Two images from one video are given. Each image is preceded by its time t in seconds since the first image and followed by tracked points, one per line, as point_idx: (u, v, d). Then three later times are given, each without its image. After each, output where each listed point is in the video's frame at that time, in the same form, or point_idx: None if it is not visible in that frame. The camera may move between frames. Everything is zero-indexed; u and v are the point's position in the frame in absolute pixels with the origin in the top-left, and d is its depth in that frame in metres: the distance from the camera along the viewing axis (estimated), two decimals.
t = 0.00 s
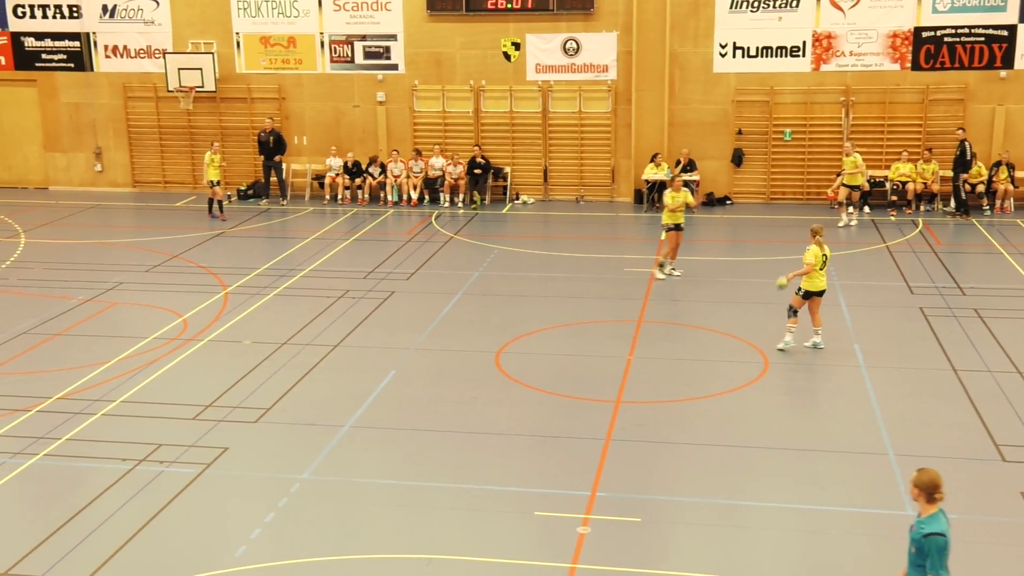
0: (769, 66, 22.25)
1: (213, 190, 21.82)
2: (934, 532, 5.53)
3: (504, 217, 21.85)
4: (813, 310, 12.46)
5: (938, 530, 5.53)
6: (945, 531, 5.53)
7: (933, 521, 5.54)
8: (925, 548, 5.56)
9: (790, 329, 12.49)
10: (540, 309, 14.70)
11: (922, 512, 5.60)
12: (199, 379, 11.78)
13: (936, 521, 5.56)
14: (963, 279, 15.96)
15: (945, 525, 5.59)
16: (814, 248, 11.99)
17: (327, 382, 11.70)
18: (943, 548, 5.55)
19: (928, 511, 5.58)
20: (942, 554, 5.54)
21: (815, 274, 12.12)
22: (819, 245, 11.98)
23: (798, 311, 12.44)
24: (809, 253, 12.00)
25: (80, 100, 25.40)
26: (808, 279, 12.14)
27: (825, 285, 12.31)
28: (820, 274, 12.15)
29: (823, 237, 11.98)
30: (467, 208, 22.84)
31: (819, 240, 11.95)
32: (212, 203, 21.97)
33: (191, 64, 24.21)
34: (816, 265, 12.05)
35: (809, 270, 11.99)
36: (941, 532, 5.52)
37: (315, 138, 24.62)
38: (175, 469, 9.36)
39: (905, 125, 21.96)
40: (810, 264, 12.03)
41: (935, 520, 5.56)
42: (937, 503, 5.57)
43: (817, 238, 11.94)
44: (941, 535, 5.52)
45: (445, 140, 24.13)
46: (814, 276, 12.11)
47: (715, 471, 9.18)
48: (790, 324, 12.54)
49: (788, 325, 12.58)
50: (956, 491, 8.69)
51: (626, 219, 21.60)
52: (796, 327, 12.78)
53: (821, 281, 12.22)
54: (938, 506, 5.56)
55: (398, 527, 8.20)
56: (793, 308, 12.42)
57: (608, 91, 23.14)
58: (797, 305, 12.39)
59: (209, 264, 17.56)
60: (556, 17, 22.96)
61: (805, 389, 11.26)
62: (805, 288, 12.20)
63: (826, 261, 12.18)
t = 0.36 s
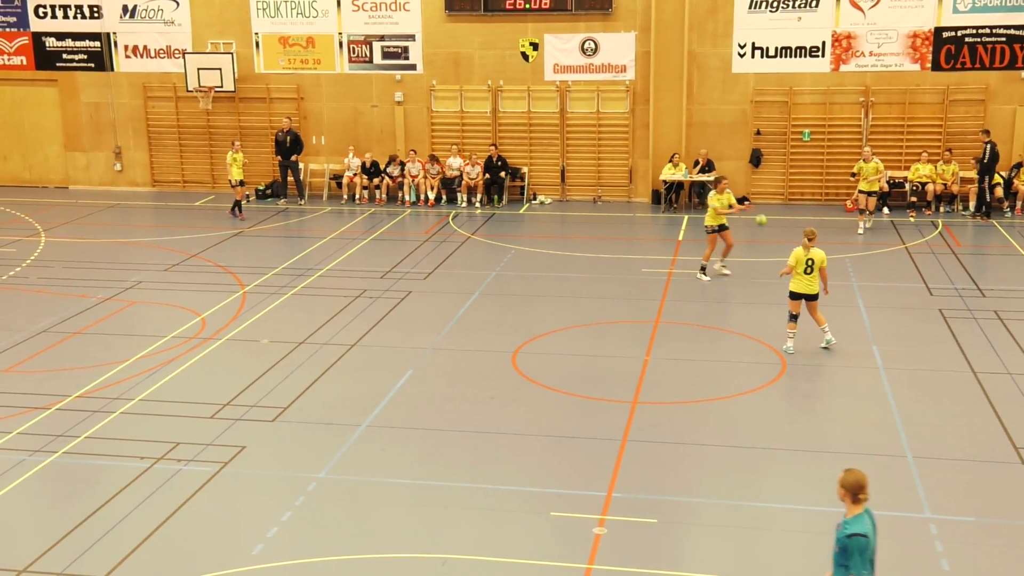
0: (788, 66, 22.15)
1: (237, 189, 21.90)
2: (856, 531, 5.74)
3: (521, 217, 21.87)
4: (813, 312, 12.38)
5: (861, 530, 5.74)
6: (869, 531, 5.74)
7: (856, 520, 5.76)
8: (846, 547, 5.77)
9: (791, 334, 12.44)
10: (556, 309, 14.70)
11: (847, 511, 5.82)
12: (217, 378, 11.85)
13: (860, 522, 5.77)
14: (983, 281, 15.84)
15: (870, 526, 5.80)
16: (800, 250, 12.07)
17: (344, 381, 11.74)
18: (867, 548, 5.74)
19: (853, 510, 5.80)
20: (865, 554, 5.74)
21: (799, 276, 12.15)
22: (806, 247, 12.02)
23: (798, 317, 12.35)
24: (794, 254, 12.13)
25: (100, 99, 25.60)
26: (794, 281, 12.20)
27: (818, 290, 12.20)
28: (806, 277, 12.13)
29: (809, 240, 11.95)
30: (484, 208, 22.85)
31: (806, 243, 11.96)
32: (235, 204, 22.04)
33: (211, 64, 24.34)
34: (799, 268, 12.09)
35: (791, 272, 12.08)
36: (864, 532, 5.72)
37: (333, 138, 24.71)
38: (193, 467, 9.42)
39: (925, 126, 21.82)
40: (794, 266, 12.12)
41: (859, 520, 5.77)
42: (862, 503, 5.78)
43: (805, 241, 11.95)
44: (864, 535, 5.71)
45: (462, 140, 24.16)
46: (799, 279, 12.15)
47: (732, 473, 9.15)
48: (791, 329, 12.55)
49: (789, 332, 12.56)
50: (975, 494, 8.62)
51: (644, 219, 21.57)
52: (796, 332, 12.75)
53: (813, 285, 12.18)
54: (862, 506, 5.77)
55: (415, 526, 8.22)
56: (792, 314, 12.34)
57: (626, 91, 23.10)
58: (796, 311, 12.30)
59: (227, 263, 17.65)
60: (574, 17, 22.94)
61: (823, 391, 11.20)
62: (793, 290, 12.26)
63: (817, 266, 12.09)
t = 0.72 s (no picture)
0: (793, 67, 22.13)
1: (244, 190, 21.99)
2: (773, 521, 5.57)
3: (525, 218, 21.88)
4: (810, 314, 12.35)
5: (778, 521, 5.57)
6: (787, 524, 5.56)
7: (775, 511, 5.60)
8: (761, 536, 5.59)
9: (794, 335, 12.45)
10: (560, 310, 14.69)
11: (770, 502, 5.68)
12: (220, 378, 11.85)
13: (780, 514, 5.61)
14: (987, 282, 15.81)
15: (791, 522, 5.62)
16: (790, 250, 12.03)
17: (347, 382, 11.75)
18: (782, 541, 5.54)
19: (777, 503, 5.65)
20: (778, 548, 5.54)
21: (790, 276, 12.15)
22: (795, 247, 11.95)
23: (798, 318, 12.33)
24: (784, 254, 12.13)
25: (104, 100, 25.64)
26: (788, 281, 12.20)
27: (813, 289, 12.11)
28: (797, 277, 12.09)
29: (798, 241, 11.86)
30: (488, 209, 22.85)
31: (796, 243, 11.90)
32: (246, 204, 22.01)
33: (215, 65, 24.33)
34: (789, 268, 12.08)
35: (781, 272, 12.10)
36: (780, 523, 5.54)
37: (336, 139, 24.73)
38: (196, 467, 9.43)
39: (929, 127, 21.81)
40: (785, 265, 12.14)
41: (779, 513, 5.62)
42: (785, 496, 5.63)
43: (796, 241, 11.88)
44: (780, 527, 5.54)
45: (466, 141, 24.17)
46: (791, 279, 12.15)
47: (735, 474, 9.14)
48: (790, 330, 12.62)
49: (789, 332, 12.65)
50: (980, 495, 8.60)
51: (647, 221, 21.57)
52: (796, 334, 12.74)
53: (805, 285, 12.09)
54: (784, 500, 5.62)
55: (417, 527, 8.22)
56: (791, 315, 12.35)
57: (630, 91, 23.10)
58: (795, 312, 12.31)
59: (231, 264, 17.66)
60: (578, 17, 22.93)
61: (827, 392, 11.19)
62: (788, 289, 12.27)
63: (810, 266, 11.95)
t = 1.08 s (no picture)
0: (794, 68, 22.12)
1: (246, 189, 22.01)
2: (702, 512, 5.70)
3: (526, 219, 21.89)
4: (810, 316, 12.28)
5: (707, 510, 5.70)
6: (713, 511, 5.71)
7: (703, 501, 5.72)
8: (694, 528, 5.72)
9: (795, 336, 12.44)
10: (560, 311, 14.71)
11: (695, 493, 5.78)
12: (221, 379, 11.85)
13: (707, 502, 5.74)
14: (987, 282, 15.81)
15: (717, 506, 5.77)
16: (789, 251, 12.04)
17: (348, 382, 11.75)
18: (713, 527, 5.71)
19: (700, 492, 5.76)
20: (711, 534, 5.70)
21: (789, 276, 12.14)
22: (794, 248, 11.96)
23: (798, 318, 12.30)
24: (784, 255, 12.14)
25: (105, 101, 25.65)
26: (788, 282, 12.18)
27: (812, 290, 12.10)
28: (796, 278, 12.08)
29: (796, 240, 11.88)
30: (489, 210, 22.87)
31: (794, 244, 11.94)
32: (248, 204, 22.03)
33: (216, 65, 24.34)
34: (788, 268, 12.06)
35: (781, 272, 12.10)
36: (710, 512, 5.69)
37: (337, 140, 24.74)
38: (197, 468, 9.43)
39: (930, 128, 21.80)
40: (784, 266, 12.14)
41: (707, 502, 5.75)
42: (709, 484, 5.75)
43: (795, 242, 11.93)
44: (710, 515, 5.69)
45: (467, 141, 24.18)
46: (790, 280, 12.13)
47: (736, 474, 9.14)
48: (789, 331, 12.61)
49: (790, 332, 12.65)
50: (980, 495, 8.60)
51: (648, 221, 21.56)
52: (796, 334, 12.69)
53: (805, 286, 12.09)
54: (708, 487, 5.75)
55: (419, 527, 8.23)
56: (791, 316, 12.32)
57: (631, 92, 23.10)
58: (795, 312, 12.30)
59: (232, 264, 17.68)
60: (579, 18, 22.93)
61: (827, 393, 11.18)
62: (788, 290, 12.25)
63: (809, 267, 11.97)
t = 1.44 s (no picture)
0: (794, 68, 22.12)
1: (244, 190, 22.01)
2: (631, 513, 5.72)
3: (526, 219, 21.90)
4: (810, 316, 12.29)
5: (636, 511, 5.72)
6: (643, 513, 5.73)
7: (632, 503, 5.74)
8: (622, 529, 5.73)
9: (795, 336, 12.43)
10: (560, 311, 14.71)
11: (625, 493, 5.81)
12: (221, 379, 11.85)
13: (637, 503, 5.77)
14: (987, 282, 15.81)
15: (646, 508, 5.79)
16: (791, 250, 12.01)
17: (348, 382, 11.75)
18: (642, 529, 5.72)
19: (632, 493, 5.78)
20: (638, 536, 5.70)
21: (790, 276, 12.13)
22: (797, 249, 11.94)
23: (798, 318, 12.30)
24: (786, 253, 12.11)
25: (105, 101, 25.65)
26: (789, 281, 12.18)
27: (814, 289, 12.11)
28: (798, 277, 12.06)
29: (799, 240, 11.86)
30: (489, 210, 22.88)
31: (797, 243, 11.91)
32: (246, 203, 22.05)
33: (216, 65, 24.34)
34: (790, 267, 12.04)
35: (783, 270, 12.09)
36: (638, 513, 5.71)
37: (337, 140, 24.74)
38: (197, 468, 9.43)
39: (930, 128, 21.81)
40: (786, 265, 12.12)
41: (636, 502, 5.77)
42: (640, 485, 5.78)
43: (798, 242, 11.89)
44: (638, 516, 5.70)
45: (467, 141, 24.18)
46: (791, 279, 12.11)
47: (736, 474, 9.14)
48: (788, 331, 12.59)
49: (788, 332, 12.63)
50: (980, 495, 8.60)
51: (648, 221, 21.55)
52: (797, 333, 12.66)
53: (807, 285, 12.09)
54: (639, 488, 5.78)
55: (419, 528, 8.23)
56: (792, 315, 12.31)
57: (631, 92, 23.10)
58: (795, 312, 12.29)
59: (232, 265, 17.68)
60: (579, 18, 22.93)
61: (827, 393, 11.19)
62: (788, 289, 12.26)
63: (811, 266, 11.98)
